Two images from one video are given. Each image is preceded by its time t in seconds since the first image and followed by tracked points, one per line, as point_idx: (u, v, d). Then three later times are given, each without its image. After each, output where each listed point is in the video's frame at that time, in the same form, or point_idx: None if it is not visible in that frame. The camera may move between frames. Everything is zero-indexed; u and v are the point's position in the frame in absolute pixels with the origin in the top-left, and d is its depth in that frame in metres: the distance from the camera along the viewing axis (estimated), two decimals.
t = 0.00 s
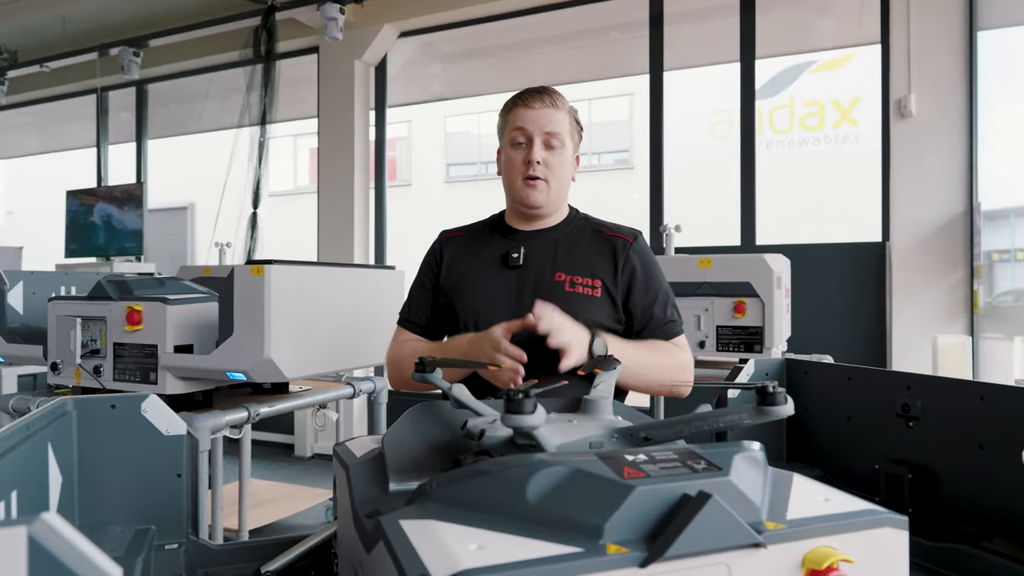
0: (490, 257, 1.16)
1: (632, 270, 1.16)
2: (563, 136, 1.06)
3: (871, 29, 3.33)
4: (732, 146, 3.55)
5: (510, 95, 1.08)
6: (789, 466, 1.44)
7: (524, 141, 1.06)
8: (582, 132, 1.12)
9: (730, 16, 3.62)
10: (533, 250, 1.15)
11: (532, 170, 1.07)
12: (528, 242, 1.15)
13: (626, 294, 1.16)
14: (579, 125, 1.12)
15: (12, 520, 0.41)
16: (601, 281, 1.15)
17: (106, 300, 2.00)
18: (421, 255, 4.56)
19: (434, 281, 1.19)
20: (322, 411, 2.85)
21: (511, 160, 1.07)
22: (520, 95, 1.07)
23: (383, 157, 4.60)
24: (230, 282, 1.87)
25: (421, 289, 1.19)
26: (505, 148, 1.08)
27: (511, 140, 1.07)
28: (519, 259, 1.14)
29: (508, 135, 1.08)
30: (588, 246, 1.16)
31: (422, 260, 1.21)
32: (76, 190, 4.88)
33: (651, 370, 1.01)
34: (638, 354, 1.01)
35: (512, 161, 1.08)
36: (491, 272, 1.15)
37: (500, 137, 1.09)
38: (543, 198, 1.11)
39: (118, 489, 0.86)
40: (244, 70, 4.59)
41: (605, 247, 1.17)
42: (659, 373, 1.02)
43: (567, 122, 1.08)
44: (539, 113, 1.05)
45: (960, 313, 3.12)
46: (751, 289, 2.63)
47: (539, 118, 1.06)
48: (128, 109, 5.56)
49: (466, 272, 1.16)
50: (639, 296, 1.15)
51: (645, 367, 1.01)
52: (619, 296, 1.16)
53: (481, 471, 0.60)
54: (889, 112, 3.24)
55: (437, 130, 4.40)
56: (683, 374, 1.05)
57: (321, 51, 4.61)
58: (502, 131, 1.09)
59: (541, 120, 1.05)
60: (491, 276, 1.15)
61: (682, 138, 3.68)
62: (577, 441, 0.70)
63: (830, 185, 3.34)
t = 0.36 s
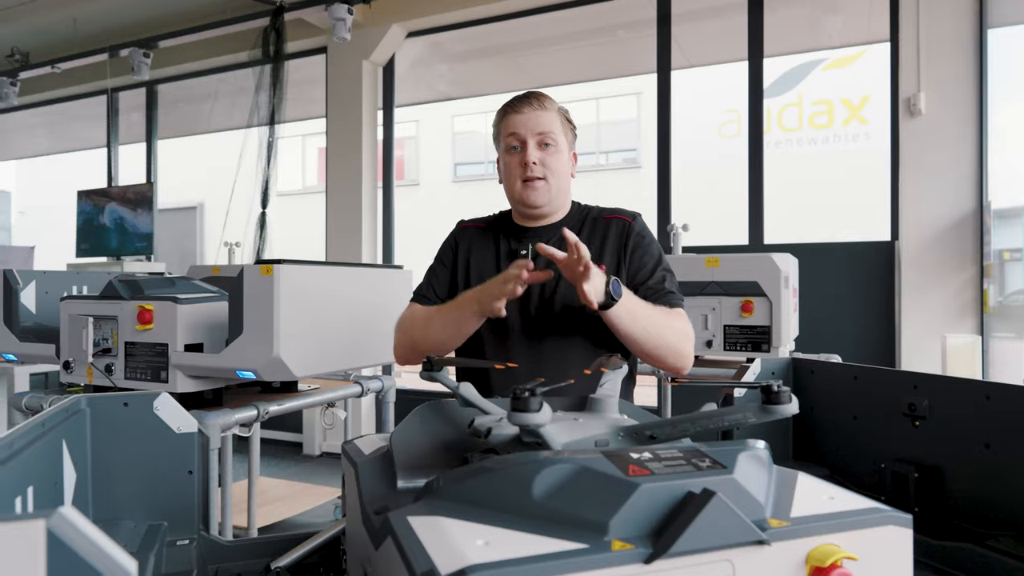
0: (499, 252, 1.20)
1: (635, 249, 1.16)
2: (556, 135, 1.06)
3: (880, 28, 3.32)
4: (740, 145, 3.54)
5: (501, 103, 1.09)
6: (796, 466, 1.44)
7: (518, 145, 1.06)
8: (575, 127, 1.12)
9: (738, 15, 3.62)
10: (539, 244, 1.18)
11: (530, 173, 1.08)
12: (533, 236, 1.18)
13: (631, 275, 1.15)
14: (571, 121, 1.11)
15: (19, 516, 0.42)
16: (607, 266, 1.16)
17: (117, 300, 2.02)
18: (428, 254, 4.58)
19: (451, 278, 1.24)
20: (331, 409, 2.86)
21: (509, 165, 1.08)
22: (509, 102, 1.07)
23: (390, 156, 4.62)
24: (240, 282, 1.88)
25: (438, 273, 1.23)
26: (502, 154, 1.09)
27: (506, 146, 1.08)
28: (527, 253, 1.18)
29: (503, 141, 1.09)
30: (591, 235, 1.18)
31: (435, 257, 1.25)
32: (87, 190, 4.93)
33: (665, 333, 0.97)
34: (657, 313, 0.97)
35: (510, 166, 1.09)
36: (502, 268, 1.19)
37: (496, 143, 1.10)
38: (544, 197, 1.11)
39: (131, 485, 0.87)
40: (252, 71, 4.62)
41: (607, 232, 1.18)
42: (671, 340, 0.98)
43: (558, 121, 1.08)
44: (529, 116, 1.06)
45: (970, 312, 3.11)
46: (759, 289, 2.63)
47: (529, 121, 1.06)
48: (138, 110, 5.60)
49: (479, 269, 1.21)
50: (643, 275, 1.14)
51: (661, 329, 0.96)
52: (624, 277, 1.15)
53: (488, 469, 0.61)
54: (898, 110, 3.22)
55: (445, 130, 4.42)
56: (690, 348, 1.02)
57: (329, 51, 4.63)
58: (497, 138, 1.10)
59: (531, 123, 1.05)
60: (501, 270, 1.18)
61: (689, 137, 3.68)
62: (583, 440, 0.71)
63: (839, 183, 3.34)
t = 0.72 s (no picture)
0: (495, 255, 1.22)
1: (625, 244, 1.16)
2: (556, 134, 1.06)
3: (886, 26, 3.31)
4: (745, 144, 3.54)
5: (502, 101, 1.10)
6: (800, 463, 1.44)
7: (518, 143, 1.06)
8: (575, 129, 1.12)
9: (743, 13, 3.61)
10: (532, 243, 1.19)
11: (528, 170, 1.08)
12: (528, 237, 1.20)
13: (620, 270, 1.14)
14: (571, 120, 1.11)
15: (33, 510, 0.40)
16: (598, 263, 1.16)
17: (123, 298, 2.03)
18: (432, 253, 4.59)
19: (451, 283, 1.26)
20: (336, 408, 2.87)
21: (507, 162, 1.08)
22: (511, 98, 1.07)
23: (395, 155, 4.63)
24: (245, 280, 1.89)
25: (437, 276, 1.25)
26: (501, 151, 1.09)
27: (506, 143, 1.08)
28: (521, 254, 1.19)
29: (503, 138, 1.08)
30: (583, 232, 1.18)
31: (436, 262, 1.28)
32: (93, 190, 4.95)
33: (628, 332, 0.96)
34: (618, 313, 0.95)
35: (508, 161, 1.08)
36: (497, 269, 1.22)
37: (495, 140, 1.10)
38: (541, 194, 1.11)
39: (137, 482, 0.88)
40: (257, 71, 4.63)
41: (599, 229, 1.18)
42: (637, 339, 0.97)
43: (559, 120, 1.08)
44: (530, 115, 1.05)
45: (975, 311, 3.10)
46: (763, 287, 2.63)
47: (529, 119, 1.06)
48: (143, 109, 5.61)
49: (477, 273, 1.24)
50: (629, 270, 1.13)
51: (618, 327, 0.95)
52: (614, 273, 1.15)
53: (491, 466, 0.62)
54: (905, 109, 3.21)
55: (450, 129, 4.43)
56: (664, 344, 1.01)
57: (333, 51, 4.63)
58: (497, 134, 1.10)
59: (531, 121, 1.05)
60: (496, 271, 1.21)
61: (694, 135, 3.67)
62: (586, 437, 0.71)
63: (844, 182, 3.33)
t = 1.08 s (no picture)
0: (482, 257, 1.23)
1: (609, 240, 1.15)
2: (549, 136, 1.08)
3: (888, 25, 3.30)
4: (747, 142, 3.54)
5: (500, 93, 1.09)
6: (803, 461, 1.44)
7: (512, 141, 1.08)
8: (570, 131, 1.13)
9: (745, 11, 3.60)
10: (519, 244, 1.20)
11: (518, 169, 1.09)
12: (516, 237, 1.20)
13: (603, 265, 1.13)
14: (566, 124, 1.13)
15: (41, 501, 0.40)
16: (582, 261, 1.15)
17: (126, 296, 2.03)
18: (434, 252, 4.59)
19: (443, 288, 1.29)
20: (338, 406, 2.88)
21: (498, 160, 1.09)
22: (509, 94, 1.08)
23: (397, 154, 4.63)
24: (248, 279, 1.89)
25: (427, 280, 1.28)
26: (493, 146, 1.10)
27: (499, 139, 1.09)
28: (507, 254, 1.19)
29: (496, 134, 1.09)
30: (568, 230, 1.18)
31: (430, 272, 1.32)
32: (96, 190, 4.96)
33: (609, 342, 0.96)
34: (596, 325, 0.95)
35: (499, 159, 1.10)
36: (485, 269, 1.22)
37: (489, 135, 1.11)
38: (527, 197, 1.12)
39: (140, 478, 0.88)
40: (260, 70, 4.64)
41: (584, 226, 1.17)
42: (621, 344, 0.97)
43: (555, 122, 1.09)
44: (526, 114, 1.06)
45: (979, 309, 3.09)
46: (766, 286, 2.63)
47: (525, 118, 1.06)
48: (146, 108, 5.62)
49: (466, 275, 1.25)
50: (612, 267, 1.11)
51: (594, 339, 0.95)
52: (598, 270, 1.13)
53: (494, 462, 0.62)
54: (907, 107, 3.20)
55: (452, 127, 4.43)
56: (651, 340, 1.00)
57: (336, 50, 4.63)
58: (491, 129, 1.10)
59: (527, 120, 1.06)
60: (484, 272, 1.22)
61: (696, 134, 3.67)
62: (589, 434, 0.71)
63: (847, 181, 3.32)
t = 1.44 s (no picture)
0: (486, 251, 1.23)
1: (609, 232, 1.14)
2: (557, 136, 1.08)
3: (890, 24, 3.30)
4: (748, 141, 3.53)
5: (506, 91, 1.09)
6: (804, 459, 1.44)
7: (519, 140, 1.08)
8: (577, 128, 1.13)
9: (746, 10, 3.60)
10: (522, 238, 1.20)
11: (525, 170, 1.10)
12: (521, 232, 1.21)
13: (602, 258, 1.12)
14: (574, 121, 1.12)
15: (45, 500, 0.40)
16: (583, 253, 1.14)
17: (128, 295, 2.03)
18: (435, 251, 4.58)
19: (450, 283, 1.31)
20: (339, 405, 2.88)
21: (505, 159, 1.10)
22: (515, 92, 1.07)
23: (398, 154, 4.63)
24: (249, 278, 1.89)
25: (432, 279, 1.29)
26: (500, 146, 1.10)
27: (506, 138, 1.09)
28: (510, 249, 1.20)
29: (503, 133, 1.10)
30: (570, 224, 1.18)
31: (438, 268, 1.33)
32: (97, 189, 4.97)
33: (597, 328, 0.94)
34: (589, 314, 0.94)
35: (506, 159, 1.10)
36: (488, 264, 1.22)
37: (496, 133, 1.11)
38: (535, 197, 1.13)
39: (143, 477, 0.88)
40: (260, 69, 4.64)
41: (586, 219, 1.17)
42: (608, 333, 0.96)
43: (561, 120, 1.08)
44: (534, 114, 1.06)
45: (980, 308, 3.08)
46: (767, 284, 2.63)
47: (533, 118, 1.06)
48: (147, 108, 5.63)
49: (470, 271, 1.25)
50: (609, 258, 1.10)
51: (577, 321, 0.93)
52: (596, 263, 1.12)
53: (497, 460, 0.62)
54: (908, 106, 3.20)
55: (452, 126, 4.44)
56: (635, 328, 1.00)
57: (336, 49, 4.63)
58: (498, 127, 1.10)
59: (534, 120, 1.06)
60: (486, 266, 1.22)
61: (697, 133, 3.67)
62: (592, 432, 0.71)
63: (847, 179, 3.32)
